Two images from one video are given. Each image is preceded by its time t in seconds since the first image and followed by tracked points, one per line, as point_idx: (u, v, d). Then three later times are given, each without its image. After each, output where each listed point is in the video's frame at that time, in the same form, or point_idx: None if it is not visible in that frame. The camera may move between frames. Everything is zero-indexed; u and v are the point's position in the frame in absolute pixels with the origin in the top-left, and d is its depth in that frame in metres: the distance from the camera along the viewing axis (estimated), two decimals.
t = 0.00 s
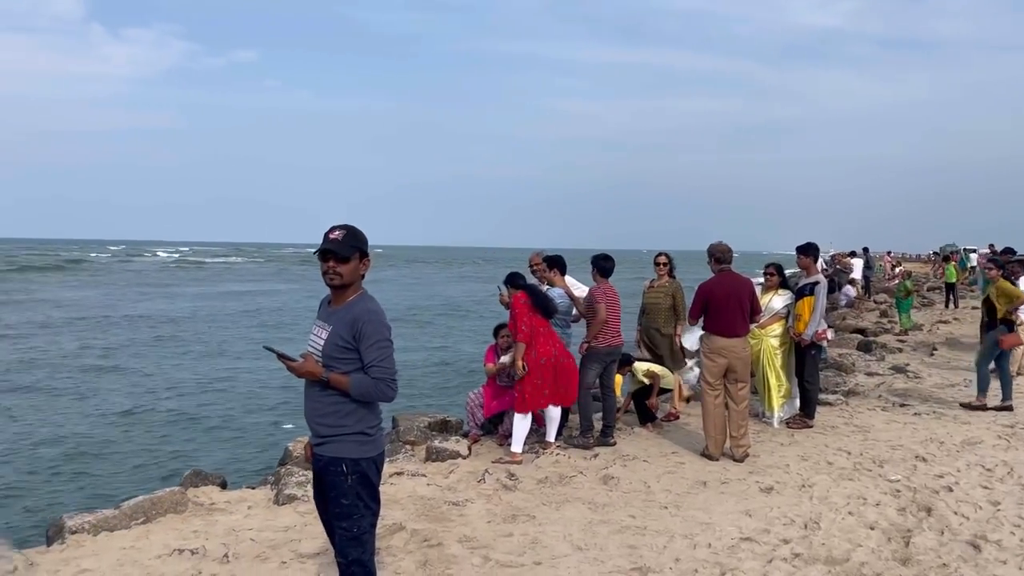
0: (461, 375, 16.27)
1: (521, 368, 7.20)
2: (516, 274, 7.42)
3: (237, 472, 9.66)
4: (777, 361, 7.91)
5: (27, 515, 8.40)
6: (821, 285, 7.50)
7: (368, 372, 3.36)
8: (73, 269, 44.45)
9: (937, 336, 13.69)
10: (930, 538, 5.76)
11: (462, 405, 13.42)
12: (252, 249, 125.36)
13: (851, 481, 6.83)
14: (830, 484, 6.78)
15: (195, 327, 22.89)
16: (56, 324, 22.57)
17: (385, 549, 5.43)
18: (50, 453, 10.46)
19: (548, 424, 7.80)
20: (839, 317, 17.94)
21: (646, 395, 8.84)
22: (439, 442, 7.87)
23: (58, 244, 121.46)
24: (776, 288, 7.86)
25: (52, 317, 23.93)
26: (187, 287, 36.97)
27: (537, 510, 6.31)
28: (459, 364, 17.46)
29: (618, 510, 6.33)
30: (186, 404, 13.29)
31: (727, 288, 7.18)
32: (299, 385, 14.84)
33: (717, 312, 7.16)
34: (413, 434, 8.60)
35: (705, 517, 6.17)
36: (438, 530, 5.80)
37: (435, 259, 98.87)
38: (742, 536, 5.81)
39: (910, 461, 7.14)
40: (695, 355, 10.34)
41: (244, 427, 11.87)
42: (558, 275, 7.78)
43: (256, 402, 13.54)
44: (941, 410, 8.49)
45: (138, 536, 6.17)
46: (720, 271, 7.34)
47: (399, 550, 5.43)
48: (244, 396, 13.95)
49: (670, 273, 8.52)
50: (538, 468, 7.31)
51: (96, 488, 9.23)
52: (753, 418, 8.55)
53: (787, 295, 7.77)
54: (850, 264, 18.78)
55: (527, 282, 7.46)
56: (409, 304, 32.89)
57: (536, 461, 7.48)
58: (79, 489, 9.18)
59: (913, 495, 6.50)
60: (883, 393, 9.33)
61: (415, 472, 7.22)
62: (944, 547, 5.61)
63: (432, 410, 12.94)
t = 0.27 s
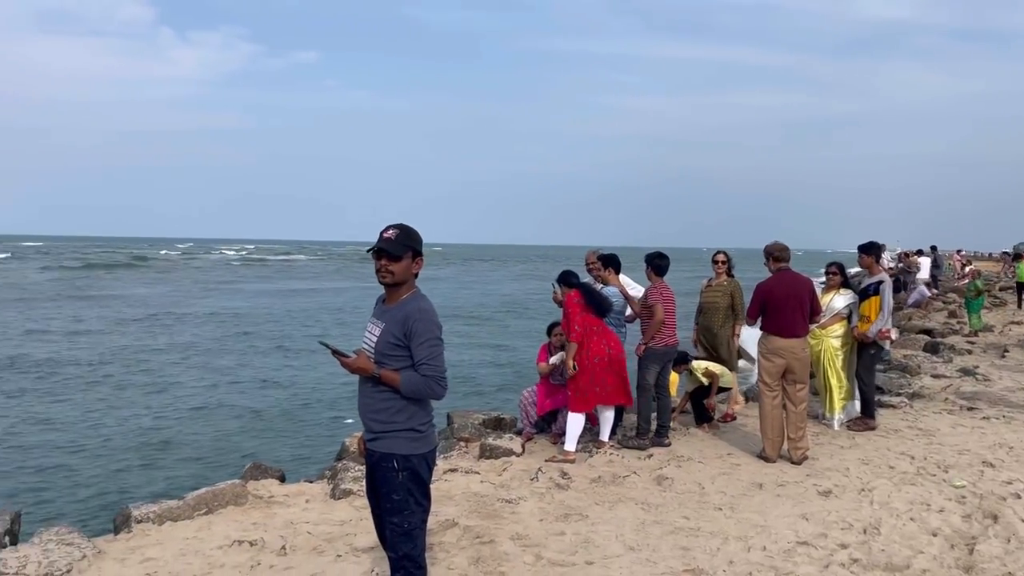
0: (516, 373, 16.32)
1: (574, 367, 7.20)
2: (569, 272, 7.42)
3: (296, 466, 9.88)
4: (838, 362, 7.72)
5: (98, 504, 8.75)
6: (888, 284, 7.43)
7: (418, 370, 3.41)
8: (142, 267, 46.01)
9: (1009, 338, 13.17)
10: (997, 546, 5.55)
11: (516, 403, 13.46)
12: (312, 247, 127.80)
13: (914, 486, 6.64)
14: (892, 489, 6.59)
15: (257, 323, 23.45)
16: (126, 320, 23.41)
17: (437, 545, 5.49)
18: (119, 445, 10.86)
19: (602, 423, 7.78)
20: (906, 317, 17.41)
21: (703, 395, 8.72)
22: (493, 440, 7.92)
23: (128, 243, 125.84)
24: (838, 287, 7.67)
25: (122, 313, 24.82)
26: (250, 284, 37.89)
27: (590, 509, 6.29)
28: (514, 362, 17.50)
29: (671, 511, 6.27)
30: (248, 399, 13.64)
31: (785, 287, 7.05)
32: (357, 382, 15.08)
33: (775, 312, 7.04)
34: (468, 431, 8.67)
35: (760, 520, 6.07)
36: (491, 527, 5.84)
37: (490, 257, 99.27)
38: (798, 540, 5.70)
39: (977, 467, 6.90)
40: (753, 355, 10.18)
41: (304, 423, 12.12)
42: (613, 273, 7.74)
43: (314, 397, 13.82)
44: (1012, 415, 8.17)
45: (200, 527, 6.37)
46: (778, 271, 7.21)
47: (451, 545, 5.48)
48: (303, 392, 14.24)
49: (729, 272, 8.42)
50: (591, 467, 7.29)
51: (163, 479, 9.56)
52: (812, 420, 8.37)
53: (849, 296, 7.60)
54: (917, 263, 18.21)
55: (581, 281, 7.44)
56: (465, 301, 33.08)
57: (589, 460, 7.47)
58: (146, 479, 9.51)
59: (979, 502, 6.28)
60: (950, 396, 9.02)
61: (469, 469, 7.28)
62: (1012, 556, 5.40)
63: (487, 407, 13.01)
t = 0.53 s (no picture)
0: (581, 372, 16.29)
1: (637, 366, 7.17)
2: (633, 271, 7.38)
3: (364, 460, 10.10)
4: (912, 365, 7.47)
5: (176, 492, 9.12)
6: (973, 285, 7.10)
7: (480, 366, 3.47)
8: (218, 265, 47.59)
9: None
10: None
11: (581, 402, 13.45)
12: (380, 245, 129.92)
13: (992, 492, 6.39)
14: (968, 495, 6.37)
15: (327, 320, 23.99)
16: (204, 316, 24.27)
17: (500, 540, 5.56)
18: (196, 436, 11.29)
19: (666, 422, 7.73)
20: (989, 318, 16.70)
21: (772, 395, 8.54)
22: (556, 437, 7.95)
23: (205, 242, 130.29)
24: (913, 287, 7.44)
25: (200, 309, 25.73)
26: (321, 282, 38.77)
27: (653, 508, 6.27)
28: (579, 361, 17.47)
29: (736, 512, 6.20)
30: (318, 394, 14.00)
31: (857, 287, 6.87)
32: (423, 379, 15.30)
33: (846, 312, 6.87)
34: (532, 428, 8.72)
35: (828, 523, 5.95)
36: (553, 523, 5.87)
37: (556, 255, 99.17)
38: (867, 545, 5.56)
39: None
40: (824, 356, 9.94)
41: (371, 418, 12.37)
42: (678, 272, 7.67)
43: (382, 393, 14.09)
44: None
45: (271, 516, 6.59)
46: (850, 270, 7.02)
47: (514, 540, 5.54)
48: (371, 388, 14.53)
49: (799, 271, 8.26)
50: (654, 467, 7.25)
51: (237, 469, 9.90)
52: (885, 423, 8.14)
53: (925, 296, 7.36)
54: (1002, 262, 17.44)
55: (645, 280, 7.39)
56: (530, 299, 33.14)
57: (653, 460, 7.42)
58: (222, 470, 9.87)
59: None
60: None
61: (532, 466, 7.33)
62: None
63: (551, 406, 13.04)
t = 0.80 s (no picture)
0: (657, 373, 16.12)
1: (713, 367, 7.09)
2: (711, 270, 7.29)
3: (439, 456, 10.27)
4: (1004, 371, 7.20)
5: (260, 483, 9.46)
6: None
7: (556, 364, 3.51)
8: (299, 264, 48.95)
9: None
10: None
11: (656, 403, 13.32)
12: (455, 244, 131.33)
13: None
14: None
15: (404, 318, 24.41)
16: (286, 313, 25.03)
17: (574, 538, 5.59)
18: (279, 429, 11.68)
19: (743, 425, 7.61)
20: None
21: (855, 398, 8.32)
22: (631, 438, 7.92)
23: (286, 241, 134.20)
24: (1010, 287, 7.02)
25: (283, 306, 26.56)
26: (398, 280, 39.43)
27: (729, 511, 6.19)
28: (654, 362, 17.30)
29: (815, 518, 6.06)
30: (395, 391, 14.28)
31: (945, 289, 6.62)
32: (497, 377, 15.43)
33: (933, 315, 6.63)
34: (606, 429, 8.71)
35: (913, 532, 5.76)
36: (627, 524, 5.87)
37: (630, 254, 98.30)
38: (955, 556, 5.36)
39: None
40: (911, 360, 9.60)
41: (446, 415, 12.56)
42: (758, 272, 7.54)
43: (457, 391, 14.27)
44: None
45: (350, 509, 6.78)
46: (939, 272, 6.76)
47: (588, 540, 5.56)
48: (447, 385, 14.73)
49: (885, 272, 8.02)
50: (731, 470, 7.15)
51: (318, 462, 10.21)
52: (976, 430, 7.83)
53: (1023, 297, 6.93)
54: None
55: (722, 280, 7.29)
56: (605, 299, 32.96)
57: (730, 463, 7.33)
58: (303, 462, 10.20)
59: None
60: None
61: (606, 466, 7.33)
62: None
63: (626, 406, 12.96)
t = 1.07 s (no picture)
0: (745, 376, 15.79)
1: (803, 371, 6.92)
2: (805, 271, 7.12)
3: (524, 456, 10.36)
4: None
5: (352, 478, 9.76)
6: None
7: (648, 365, 3.52)
8: (386, 263, 50.02)
9: None
10: None
11: (744, 407, 13.06)
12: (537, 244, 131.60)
13: None
14: None
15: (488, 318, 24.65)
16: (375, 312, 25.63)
17: (661, 542, 5.57)
18: (369, 425, 12.01)
19: (836, 432, 7.40)
20: None
21: (959, 403, 7.98)
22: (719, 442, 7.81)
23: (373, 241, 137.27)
24: None
25: (371, 305, 27.20)
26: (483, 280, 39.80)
27: (821, 520, 6.03)
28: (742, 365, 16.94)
29: (914, 530, 5.85)
30: (480, 389, 14.47)
31: None
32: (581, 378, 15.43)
33: None
34: (693, 432, 8.61)
35: (1021, 548, 5.49)
36: (716, 529, 5.80)
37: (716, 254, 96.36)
38: None
39: None
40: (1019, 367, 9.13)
41: (531, 415, 12.65)
42: (855, 273, 7.32)
43: (542, 391, 14.34)
44: None
45: (438, 505, 6.93)
46: None
47: (676, 544, 5.53)
48: (532, 385, 14.82)
49: (992, 276, 7.65)
50: (824, 478, 6.96)
51: (406, 459, 10.46)
52: None
53: None
54: None
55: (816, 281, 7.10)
56: (690, 300, 32.44)
57: (823, 470, 7.13)
58: (392, 458, 10.46)
59: None
60: None
61: (694, 470, 7.25)
62: None
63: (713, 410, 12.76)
